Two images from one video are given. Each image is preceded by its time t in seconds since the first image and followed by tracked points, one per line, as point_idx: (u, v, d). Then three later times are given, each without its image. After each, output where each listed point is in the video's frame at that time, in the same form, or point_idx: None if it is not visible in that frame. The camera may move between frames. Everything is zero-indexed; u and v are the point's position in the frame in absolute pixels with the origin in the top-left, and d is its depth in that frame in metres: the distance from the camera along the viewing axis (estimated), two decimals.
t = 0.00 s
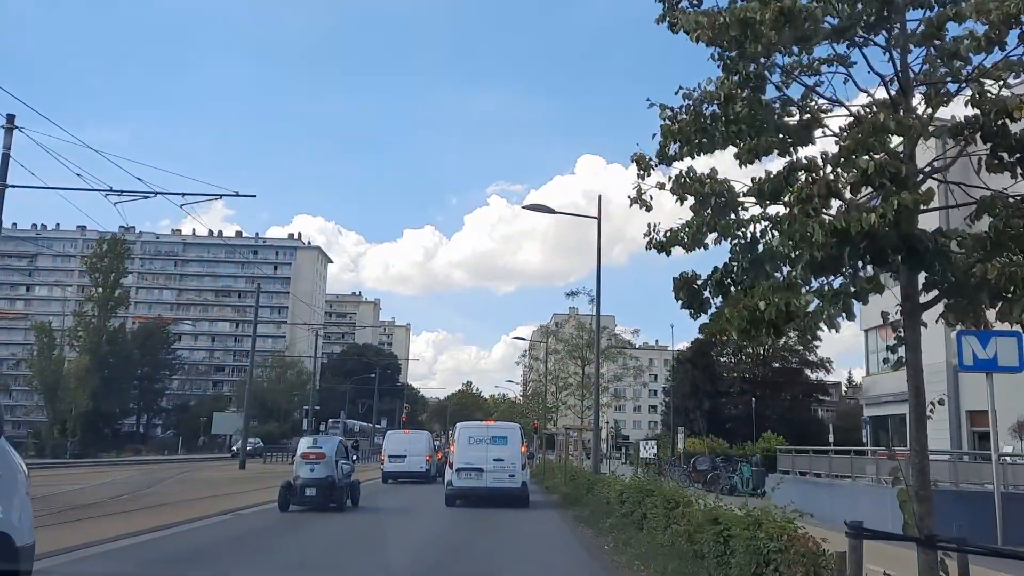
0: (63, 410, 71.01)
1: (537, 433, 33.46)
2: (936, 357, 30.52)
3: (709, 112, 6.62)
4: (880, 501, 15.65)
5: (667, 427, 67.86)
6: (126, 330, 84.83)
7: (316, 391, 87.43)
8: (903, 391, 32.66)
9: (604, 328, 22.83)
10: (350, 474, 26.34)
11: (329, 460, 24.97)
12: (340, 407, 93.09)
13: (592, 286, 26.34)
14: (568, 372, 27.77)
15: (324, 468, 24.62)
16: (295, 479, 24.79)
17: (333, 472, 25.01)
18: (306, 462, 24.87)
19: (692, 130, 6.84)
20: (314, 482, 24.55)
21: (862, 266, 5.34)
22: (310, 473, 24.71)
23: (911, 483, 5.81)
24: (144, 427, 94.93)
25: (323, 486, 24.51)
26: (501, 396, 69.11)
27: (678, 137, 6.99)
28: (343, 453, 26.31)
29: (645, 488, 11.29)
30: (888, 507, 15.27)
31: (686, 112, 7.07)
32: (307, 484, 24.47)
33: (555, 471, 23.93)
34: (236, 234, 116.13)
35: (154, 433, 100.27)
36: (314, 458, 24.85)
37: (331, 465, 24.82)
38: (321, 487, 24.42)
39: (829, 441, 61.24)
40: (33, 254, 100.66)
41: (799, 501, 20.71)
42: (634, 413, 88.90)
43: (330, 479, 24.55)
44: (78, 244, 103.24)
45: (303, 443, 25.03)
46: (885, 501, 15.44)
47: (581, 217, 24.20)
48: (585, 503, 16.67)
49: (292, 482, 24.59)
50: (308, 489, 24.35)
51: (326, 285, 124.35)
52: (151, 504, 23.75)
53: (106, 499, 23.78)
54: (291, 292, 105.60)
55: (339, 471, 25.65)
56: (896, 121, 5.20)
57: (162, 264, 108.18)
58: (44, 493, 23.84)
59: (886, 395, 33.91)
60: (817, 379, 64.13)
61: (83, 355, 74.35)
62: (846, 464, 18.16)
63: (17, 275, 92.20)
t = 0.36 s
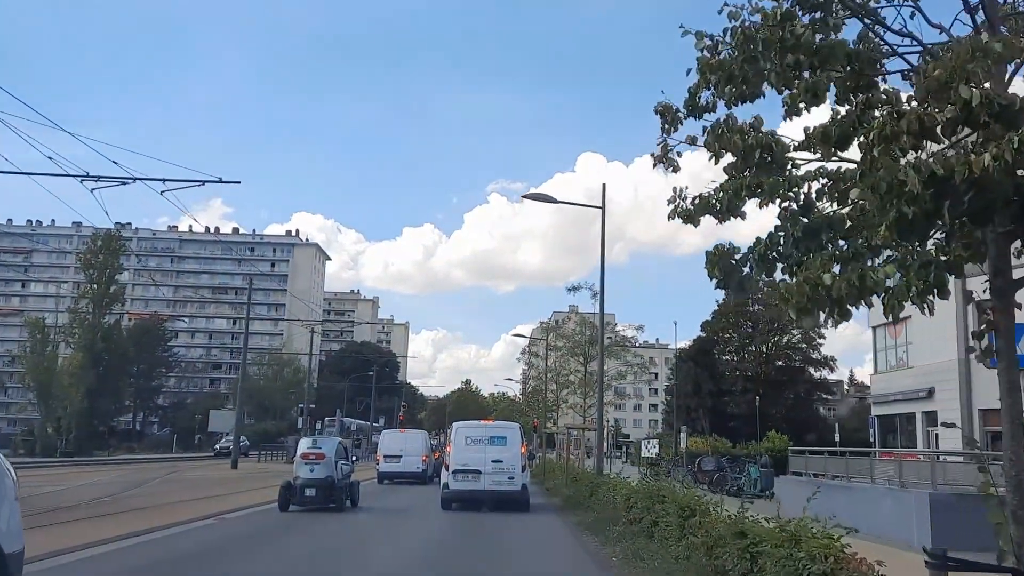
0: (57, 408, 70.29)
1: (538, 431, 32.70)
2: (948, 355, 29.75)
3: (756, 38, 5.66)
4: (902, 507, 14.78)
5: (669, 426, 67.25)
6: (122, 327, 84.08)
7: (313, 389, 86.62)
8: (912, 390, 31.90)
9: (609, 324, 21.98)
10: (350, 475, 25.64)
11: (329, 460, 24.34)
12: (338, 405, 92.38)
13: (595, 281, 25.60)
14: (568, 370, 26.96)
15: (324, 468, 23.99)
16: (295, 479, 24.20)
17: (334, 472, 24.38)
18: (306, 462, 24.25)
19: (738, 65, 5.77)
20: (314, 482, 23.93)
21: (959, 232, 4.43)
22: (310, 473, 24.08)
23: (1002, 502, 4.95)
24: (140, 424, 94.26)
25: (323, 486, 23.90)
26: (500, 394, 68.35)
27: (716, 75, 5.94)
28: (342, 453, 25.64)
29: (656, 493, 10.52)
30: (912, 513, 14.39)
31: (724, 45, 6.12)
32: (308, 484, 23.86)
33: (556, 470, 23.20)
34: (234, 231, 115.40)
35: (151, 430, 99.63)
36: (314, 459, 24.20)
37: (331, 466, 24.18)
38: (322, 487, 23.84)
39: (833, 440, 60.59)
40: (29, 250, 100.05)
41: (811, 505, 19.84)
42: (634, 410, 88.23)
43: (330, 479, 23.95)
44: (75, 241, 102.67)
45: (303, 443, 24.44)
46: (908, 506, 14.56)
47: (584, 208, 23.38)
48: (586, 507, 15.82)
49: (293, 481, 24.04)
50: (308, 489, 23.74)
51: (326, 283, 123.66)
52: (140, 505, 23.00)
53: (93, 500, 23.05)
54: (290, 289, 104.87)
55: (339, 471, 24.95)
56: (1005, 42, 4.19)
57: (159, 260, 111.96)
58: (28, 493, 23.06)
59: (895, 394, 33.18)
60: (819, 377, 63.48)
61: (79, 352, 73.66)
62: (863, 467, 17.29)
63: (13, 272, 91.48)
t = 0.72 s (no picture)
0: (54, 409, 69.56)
1: (539, 432, 31.99)
2: (960, 355, 29.03)
3: None
4: (931, 512, 14.08)
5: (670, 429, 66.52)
6: (121, 328, 83.37)
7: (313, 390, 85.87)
8: (922, 390, 31.23)
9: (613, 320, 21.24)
10: (352, 477, 24.96)
11: (332, 462, 23.71)
12: (339, 405, 91.62)
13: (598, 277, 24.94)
14: (570, 369, 26.23)
15: (326, 470, 23.32)
16: (297, 481, 23.58)
17: (337, 474, 23.75)
18: (308, 464, 23.59)
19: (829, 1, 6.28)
20: (315, 483, 23.27)
21: None
22: (312, 474, 23.42)
23: None
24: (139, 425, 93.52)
25: (326, 487, 23.27)
26: (501, 395, 67.54)
27: None
28: (344, 455, 24.97)
29: (671, 500, 9.81)
30: (942, 518, 13.70)
31: None
32: (309, 486, 23.21)
33: (560, 472, 22.51)
34: (234, 231, 114.72)
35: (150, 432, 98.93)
36: (317, 460, 23.57)
37: (333, 467, 23.55)
38: (324, 488, 23.17)
39: (838, 441, 59.80)
40: (28, 250, 99.34)
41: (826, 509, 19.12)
42: (636, 412, 87.41)
43: (332, 481, 23.28)
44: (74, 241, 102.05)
45: (305, 446, 23.84)
46: (936, 511, 13.88)
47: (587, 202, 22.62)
48: (592, 513, 15.11)
49: (298, 481, 23.46)
50: (309, 492, 23.11)
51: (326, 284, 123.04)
52: (133, 509, 22.23)
53: (83, 503, 22.30)
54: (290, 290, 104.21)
55: (343, 471, 24.34)
56: None
57: (160, 261, 111.57)
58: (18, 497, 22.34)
59: (904, 394, 32.48)
60: (824, 377, 62.69)
61: (77, 354, 73.08)
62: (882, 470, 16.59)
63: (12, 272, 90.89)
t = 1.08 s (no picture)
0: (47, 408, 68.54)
1: (537, 432, 31.12)
2: (974, 352, 28.13)
3: None
4: (964, 518, 13.19)
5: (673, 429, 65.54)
6: (117, 327, 82.35)
7: (310, 389, 84.75)
8: (933, 389, 30.33)
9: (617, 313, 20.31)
10: (352, 478, 24.10)
11: (331, 462, 22.87)
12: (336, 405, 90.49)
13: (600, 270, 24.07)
14: (572, 366, 25.33)
15: (326, 469, 22.48)
16: (296, 481, 22.75)
17: (336, 474, 22.83)
18: (308, 465, 22.74)
19: None
20: (315, 484, 22.46)
21: None
22: (312, 475, 22.57)
23: None
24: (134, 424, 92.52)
25: (324, 487, 22.40)
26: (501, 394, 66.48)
27: None
28: (343, 455, 24.08)
29: (686, 506, 8.90)
30: (979, 526, 12.82)
31: None
32: (308, 486, 22.38)
33: (561, 473, 21.58)
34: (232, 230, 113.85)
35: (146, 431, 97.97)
36: (316, 460, 22.66)
37: (333, 467, 22.68)
38: (323, 489, 22.35)
39: (842, 441, 58.77)
40: (24, 248, 98.40)
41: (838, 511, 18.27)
42: (638, 413, 86.29)
43: (332, 482, 22.45)
44: (70, 239, 101.14)
45: (305, 445, 23.02)
46: (971, 514, 13.01)
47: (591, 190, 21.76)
48: (595, 518, 14.20)
49: (294, 483, 22.62)
50: (308, 492, 22.30)
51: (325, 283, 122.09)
52: (119, 510, 21.33)
53: (66, 505, 21.37)
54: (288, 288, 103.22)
55: (342, 472, 23.41)
56: None
57: (156, 259, 110.55)
58: None
59: (915, 392, 31.52)
60: (828, 376, 61.62)
61: (72, 351, 72.12)
62: (902, 472, 15.74)
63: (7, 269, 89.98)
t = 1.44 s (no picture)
0: (41, 409, 67.68)
1: (538, 434, 30.27)
2: (989, 351, 27.32)
3: None
4: (993, 523, 12.30)
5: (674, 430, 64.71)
6: (114, 327, 81.41)
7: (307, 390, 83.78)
8: (946, 389, 29.52)
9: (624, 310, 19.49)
10: (351, 480, 23.30)
11: (331, 463, 22.07)
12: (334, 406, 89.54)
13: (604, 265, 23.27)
14: (575, 364, 24.50)
15: (326, 471, 21.67)
16: (295, 483, 21.90)
17: (336, 476, 22.05)
18: (306, 466, 21.93)
19: None
20: (315, 485, 21.61)
21: None
22: (311, 476, 21.76)
23: None
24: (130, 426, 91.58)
25: (324, 489, 21.62)
26: (500, 396, 65.55)
27: None
28: (342, 456, 23.29)
29: (708, 513, 8.08)
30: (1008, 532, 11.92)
31: None
32: (307, 488, 21.56)
33: (565, 476, 20.74)
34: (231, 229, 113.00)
35: (143, 432, 97.13)
36: (315, 462, 21.90)
37: (333, 469, 21.90)
38: (323, 490, 21.49)
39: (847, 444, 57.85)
40: (19, 247, 97.55)
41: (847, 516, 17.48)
42: (639, 415, 85.34)
43: (331, 483, 21.62)
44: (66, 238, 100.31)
45: (304, 446, 22.23)
46: (1001, 521, 12.09)
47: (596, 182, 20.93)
48: (602, 524, 13.36)
49: (293, 484, 21.85)
50: (308, 494, 21.40)
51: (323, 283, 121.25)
52: (107, 513, 20.44)
53: (53, 508, 20.53)
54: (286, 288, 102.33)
55: (341, 474, 22.63)
56: None
57: (154, 259, 109.73)
58: None
59: (927, 392, 30.70)
60: (833, 378, 60.60)
61: (67, 351, 71.27)
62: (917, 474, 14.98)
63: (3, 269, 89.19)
